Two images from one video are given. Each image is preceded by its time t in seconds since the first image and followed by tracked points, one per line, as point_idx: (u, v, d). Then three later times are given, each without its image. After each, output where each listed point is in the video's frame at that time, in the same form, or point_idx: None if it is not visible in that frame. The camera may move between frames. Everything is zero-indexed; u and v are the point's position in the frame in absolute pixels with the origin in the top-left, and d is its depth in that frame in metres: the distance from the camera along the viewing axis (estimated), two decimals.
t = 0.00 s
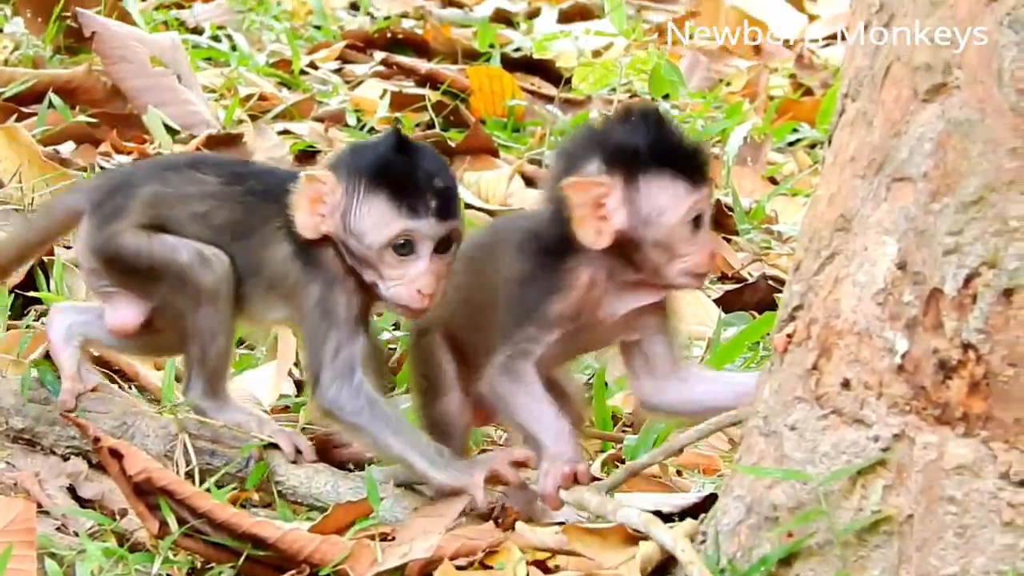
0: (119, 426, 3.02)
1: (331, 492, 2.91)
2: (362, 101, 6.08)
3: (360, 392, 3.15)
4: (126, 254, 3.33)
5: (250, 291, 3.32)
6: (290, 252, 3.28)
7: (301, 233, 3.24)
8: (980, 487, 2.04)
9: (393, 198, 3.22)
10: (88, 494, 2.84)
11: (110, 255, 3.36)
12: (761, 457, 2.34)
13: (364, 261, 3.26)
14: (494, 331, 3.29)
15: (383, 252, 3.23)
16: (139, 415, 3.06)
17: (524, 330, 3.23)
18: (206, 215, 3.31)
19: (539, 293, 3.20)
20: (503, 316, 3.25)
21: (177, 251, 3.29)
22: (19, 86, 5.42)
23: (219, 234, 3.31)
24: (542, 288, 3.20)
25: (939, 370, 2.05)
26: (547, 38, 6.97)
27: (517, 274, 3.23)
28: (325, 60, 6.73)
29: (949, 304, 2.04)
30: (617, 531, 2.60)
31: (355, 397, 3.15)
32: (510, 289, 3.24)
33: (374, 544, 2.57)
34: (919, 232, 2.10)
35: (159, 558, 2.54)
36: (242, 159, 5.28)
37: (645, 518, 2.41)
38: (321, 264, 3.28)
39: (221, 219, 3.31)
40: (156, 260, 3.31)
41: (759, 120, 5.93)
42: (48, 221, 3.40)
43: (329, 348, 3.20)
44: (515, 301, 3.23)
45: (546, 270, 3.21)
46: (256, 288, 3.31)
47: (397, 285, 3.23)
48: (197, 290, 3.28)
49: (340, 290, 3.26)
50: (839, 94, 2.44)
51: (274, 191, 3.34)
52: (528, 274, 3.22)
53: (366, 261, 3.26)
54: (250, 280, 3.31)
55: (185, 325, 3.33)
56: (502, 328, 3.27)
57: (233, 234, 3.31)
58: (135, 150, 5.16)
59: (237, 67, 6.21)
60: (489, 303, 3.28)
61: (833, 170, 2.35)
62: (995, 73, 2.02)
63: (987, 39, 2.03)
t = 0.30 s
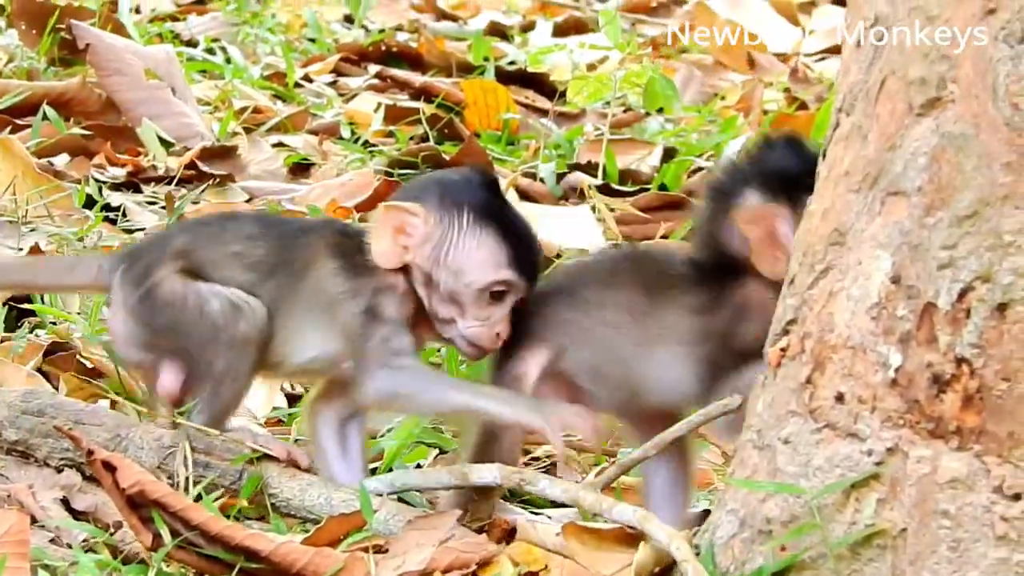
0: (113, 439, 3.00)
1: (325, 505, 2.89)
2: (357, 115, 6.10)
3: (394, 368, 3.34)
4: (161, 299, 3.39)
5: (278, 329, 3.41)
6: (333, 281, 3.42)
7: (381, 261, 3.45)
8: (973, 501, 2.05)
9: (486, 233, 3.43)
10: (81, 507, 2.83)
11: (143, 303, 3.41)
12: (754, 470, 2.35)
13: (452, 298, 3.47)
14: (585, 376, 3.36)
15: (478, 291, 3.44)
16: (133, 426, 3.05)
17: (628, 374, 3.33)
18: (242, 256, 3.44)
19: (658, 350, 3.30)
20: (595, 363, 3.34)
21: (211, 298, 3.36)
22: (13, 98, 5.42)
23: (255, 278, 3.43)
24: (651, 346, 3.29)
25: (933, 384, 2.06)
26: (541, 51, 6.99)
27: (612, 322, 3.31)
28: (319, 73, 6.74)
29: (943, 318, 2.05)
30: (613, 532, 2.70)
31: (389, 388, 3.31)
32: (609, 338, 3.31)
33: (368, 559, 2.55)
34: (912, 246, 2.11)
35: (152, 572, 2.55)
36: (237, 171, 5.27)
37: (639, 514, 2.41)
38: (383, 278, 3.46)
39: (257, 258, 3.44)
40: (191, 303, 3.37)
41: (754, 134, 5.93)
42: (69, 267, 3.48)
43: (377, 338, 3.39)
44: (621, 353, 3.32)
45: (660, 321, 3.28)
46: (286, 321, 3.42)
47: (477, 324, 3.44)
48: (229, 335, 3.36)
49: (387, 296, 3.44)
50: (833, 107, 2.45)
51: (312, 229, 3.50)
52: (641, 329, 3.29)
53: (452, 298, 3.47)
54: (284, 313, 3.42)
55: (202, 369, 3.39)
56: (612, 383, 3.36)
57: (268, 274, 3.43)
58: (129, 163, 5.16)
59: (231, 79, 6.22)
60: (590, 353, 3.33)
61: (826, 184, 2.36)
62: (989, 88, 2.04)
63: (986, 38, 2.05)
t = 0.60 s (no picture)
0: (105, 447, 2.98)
1: (318, 513, 2.91)
2: (350, 122, 6.10)
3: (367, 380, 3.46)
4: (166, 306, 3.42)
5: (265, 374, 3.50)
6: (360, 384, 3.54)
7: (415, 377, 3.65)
8: (965, 509, 2.04)
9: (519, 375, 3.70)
10: (74, 515, 2.82)
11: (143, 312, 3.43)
12: (747, 479, 2.35)
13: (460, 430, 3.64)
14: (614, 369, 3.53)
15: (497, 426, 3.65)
16: (125, 435, 3.04)
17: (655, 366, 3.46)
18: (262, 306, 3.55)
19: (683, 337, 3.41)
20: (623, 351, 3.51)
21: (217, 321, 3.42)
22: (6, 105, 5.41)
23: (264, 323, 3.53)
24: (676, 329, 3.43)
25: (925, 393, 2.06)
26: (534, 59, 7.00)
27: (636, 314, 3.52)
28: (312, 81, 6.74)
29: (936, 326, 2.05)
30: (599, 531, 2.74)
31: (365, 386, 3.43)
32: (635, 329, 3.51)
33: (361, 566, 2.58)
34: (905, 255, 2.11)
35: None
36: (230, 179, 5.26)
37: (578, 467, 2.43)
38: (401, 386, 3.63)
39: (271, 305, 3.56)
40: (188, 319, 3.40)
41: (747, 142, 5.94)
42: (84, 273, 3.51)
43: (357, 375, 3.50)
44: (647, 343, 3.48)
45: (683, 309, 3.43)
46: (274, 378, 3.51)
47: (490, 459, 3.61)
48: (217, 348, 3.42)
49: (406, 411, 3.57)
50: (826, 116, 2.45)
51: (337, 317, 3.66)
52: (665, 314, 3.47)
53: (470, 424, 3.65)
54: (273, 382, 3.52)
55: (182, 376, 3.40)
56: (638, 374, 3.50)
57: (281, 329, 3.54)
58: (122, 170, 5.16)
59: (224, 87, 6.22)
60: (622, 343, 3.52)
61: (819, 193, 2.36)
62: (982, 97, 2.05)
63: (987, 38, 2.05)
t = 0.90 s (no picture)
0: (95, 449, 2.97)
1: (308, 516, 2.90)
2: (339, 126, 6.10)
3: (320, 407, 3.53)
4: (128, 362, 3.49)
5: (243, 389, 3.53)
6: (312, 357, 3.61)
7: (347, 335, 3.67)
8: (955, 512, 2.04)
9: (447, 306, 3.75)
10: (64, 518, 2.82)
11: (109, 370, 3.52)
12: (737, 482, 2.35)
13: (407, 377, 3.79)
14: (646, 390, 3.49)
15: (439, 364, 3.77)
16: (115, 438, 3.02)
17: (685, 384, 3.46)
18: (216, 323, 3.56)
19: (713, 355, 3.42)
20: (666, 371, 3.47)
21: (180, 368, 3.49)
22: None
23: (224, 342, 3.55)
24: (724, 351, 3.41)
25: (916, 396, 2.07)
26: (523, 62, 7.01)
27: (671, 328, 3.45)
28: (301, 84, 6.74)
29: (926, 329, 2.06)
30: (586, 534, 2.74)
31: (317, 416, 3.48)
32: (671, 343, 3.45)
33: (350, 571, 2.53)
34: (895, 258, 2.12)
35: None
36: (219, 182, 5.25)
37: (547, 501, 2.44)
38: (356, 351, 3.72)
39: (226, 315, 3.57)
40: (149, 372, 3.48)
41: (736, 145, 5.95)
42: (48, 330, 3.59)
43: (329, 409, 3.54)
44: (692, 363, 3.44)
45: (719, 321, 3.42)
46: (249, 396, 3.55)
47: (443, 399, 3.79)
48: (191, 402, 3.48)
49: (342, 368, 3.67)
50: (816, 119, 2.46)
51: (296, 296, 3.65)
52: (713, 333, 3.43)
53: (417, 366, 3.78)
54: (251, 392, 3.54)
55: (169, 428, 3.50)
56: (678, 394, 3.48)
57: (242, 338, 3.55)
58: (112, 173, 5.17)
59: (213, 90, 6.22)
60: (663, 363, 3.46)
61: (809, 196, 2.37)
62: (972, 100, 2.07)
63: (988, 38, 2.05)
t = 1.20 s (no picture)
0: (89, 454, 2.97)
1: (302, 522, 2.89)
2: (332, 131, 6.10)
3: (326, 413, 3.52)
4: (171, 324, 3.62)
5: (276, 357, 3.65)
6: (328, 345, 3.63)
7: (377, 317, 3.63)
8: (949, 517, 2.05)
9: (477, 281, 3.61)
10: (58, 523, 2.81)
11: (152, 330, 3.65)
12: (731, 486, 2.35)
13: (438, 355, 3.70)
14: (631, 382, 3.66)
15: (472, 339, 3.63)
16: (109, 443, 3.02)
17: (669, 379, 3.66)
18: (260, 292, 3.68)
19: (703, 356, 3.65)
20: (651, 363, 3.65)
21: (214, 342, 3.62)
22: None
23: (263, 312, 3.66)
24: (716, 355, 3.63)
25: (910, 400, 2.07)
26: (516, 67, 7.01)
27: (662, 324, 3.64)
28: (294, 89, 6.73)
29: (920, 334, 2.06)
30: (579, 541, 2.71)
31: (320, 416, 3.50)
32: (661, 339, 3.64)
33: None
34: (889, 262, 2.12)
35: None
36: (212, 187, 5.24)
37: (546, 512, 2.42)
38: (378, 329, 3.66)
39: (269, 285, 3.68)
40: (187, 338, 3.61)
41: (728, 150, 5.96)
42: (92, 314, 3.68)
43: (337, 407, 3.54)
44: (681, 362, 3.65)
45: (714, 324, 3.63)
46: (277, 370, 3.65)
47: (480, 373, 3.66)
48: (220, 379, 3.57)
49: (362, 347, 3.64)
50: (809, 124, 2.47)
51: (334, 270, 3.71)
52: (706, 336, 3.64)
53: (451, 343, 3.67)
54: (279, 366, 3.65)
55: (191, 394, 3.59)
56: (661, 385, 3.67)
57: (282, 310, 3.65)
58: (104, 178, 5.15)
59: (206, 95, 6.22)
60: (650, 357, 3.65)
61: (803, 200, 2.37)
62: (966, 104, 2.08)
63: (988, 38, 2.08)
